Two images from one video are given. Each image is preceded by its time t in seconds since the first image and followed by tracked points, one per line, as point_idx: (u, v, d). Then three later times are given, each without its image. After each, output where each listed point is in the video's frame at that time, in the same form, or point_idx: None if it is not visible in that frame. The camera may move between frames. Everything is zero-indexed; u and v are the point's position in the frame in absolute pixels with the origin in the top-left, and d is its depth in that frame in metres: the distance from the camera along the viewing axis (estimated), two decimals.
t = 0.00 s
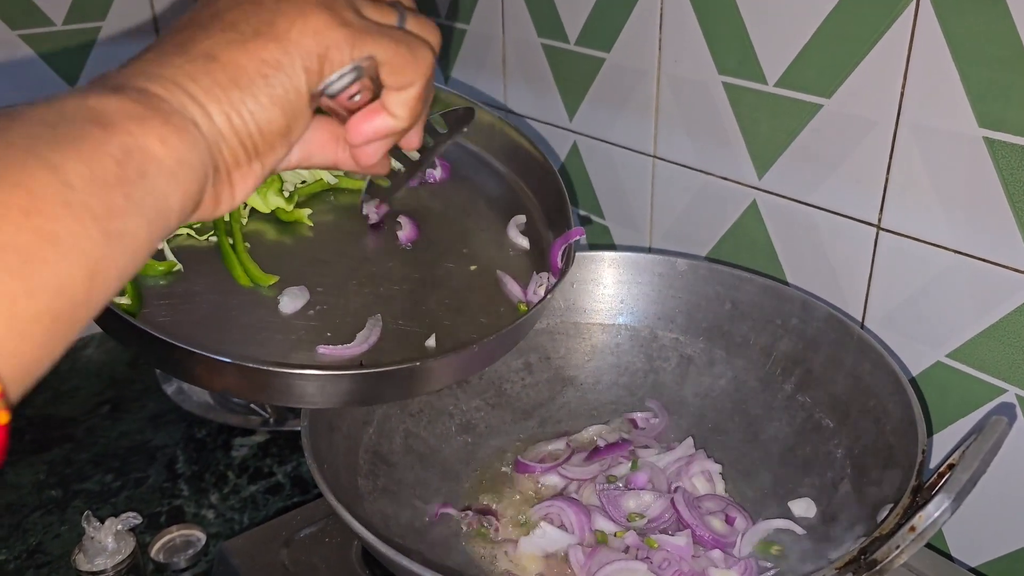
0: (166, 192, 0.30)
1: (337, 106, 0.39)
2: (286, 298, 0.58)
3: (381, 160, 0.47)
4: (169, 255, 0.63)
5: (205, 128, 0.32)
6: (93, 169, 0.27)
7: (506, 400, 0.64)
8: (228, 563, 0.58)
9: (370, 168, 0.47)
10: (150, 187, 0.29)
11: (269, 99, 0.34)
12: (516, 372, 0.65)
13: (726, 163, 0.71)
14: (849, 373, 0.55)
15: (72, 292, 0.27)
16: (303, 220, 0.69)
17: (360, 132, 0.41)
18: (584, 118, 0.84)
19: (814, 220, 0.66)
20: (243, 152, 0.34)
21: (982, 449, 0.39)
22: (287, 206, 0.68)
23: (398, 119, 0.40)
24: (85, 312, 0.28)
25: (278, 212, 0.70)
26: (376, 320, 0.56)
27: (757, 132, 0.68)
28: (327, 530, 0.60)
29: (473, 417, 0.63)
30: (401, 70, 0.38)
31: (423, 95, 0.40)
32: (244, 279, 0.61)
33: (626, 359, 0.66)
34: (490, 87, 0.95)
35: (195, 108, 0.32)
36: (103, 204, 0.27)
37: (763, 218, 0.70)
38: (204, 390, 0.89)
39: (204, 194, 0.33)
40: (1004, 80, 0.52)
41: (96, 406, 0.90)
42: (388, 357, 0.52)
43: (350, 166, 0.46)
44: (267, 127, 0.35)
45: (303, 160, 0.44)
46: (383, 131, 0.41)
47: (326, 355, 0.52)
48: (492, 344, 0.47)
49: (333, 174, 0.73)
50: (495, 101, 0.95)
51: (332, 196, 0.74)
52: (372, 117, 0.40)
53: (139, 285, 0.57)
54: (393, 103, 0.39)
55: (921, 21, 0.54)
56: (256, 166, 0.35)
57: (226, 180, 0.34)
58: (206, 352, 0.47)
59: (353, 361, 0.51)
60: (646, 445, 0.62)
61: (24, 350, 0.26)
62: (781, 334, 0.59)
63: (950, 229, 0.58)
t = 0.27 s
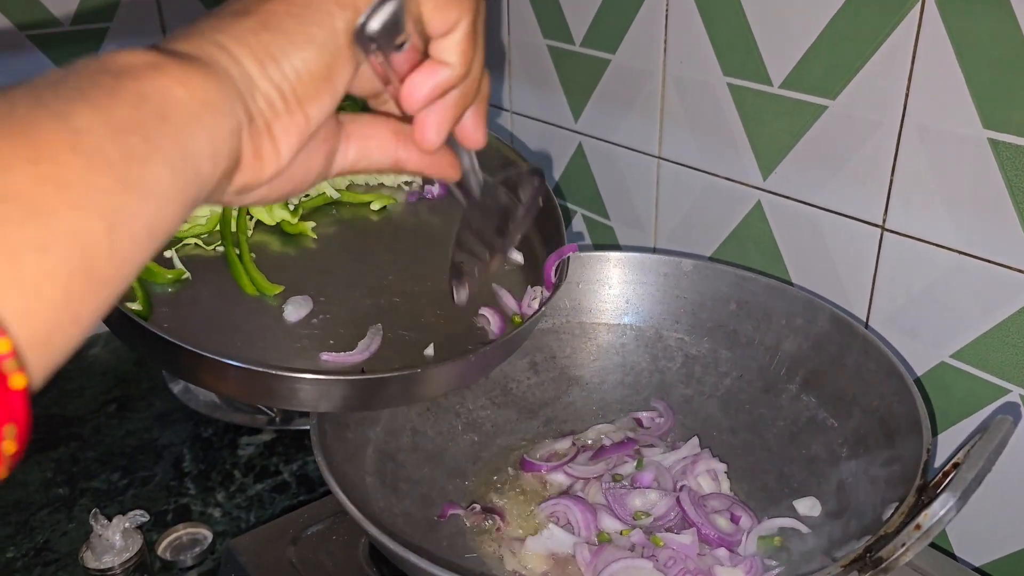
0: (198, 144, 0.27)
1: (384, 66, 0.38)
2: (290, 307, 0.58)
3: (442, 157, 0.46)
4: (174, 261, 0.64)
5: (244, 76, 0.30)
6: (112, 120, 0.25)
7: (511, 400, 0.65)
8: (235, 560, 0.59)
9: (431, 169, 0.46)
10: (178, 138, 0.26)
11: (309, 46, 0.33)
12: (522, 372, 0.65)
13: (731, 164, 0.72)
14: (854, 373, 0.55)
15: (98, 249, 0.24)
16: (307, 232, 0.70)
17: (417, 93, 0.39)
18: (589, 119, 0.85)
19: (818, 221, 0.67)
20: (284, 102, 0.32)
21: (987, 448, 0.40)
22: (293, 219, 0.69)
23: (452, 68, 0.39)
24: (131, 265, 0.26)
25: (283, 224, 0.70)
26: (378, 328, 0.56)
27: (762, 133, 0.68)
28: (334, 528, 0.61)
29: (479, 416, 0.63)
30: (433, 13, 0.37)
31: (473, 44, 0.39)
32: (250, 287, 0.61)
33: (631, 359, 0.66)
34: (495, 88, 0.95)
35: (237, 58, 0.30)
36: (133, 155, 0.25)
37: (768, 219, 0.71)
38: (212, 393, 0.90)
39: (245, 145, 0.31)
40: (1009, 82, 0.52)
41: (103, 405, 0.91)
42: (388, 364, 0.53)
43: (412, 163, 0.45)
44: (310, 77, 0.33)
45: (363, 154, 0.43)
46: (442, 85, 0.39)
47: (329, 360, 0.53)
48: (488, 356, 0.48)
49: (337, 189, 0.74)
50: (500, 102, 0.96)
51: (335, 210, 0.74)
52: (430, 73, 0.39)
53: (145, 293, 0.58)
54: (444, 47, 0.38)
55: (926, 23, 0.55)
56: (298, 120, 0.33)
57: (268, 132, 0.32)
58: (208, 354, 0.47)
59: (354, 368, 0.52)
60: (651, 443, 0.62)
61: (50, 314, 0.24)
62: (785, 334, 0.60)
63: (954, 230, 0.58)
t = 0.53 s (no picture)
0: (272, 69, 0.31)
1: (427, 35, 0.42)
2: (291, 306, 0.58)
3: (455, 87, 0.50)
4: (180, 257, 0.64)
5: (301, 13, 0.34)
6: (204, 40, 0.28)
7: (519, 398, 0.65)
8: (243, 558, 0.59)
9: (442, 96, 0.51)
10: (258, 60, 0.30)
11: None
12: (529, 371, 0.65)
13: (738, 163, 0.72)
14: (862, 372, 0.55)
15: (198, 149, 0.27)
16: (315, 226, 0.70)
17: (442, 36, 0.41)
18: (595, 118, 0.85)
19: (826, 220, 0.67)
20: (335, 39, 0.36)
21: (998, 446, 0.40)
22: (301, 213, 0.70)
23: (478, 19, 0.40)
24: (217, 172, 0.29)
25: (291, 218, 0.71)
26: (382, 329, 0.56)
27: (769, 132, 0.68)
28: (341, 526, 0.61)
29: (486, 415, 0.63)
30: None
31: None
32: (252, 285, 0.61)
33: (639, 357, 0.66)
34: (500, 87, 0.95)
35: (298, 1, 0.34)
36: (223, 72, 0.28)
37: (775, 218, 0.71)
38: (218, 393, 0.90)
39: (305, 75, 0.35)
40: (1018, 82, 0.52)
41: (107, 403, 0.91)
42: (388, 369, 0.52)
43: (431, 92, 0.49)
44: (358, 18, 0.37)
45: (386, 83, 0.47)
46: (466, 34, 0.41)
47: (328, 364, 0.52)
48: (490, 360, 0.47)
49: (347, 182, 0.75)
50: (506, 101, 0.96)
51: (347, 201, 0.75)
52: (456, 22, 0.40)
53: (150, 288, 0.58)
54: None
55: (934, 22, 0.55)
56: (348, 57, 0.38)
57: (324, 69, 0.37)
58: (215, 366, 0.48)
59: (356, 371, 0.51)
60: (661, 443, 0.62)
61: (166, 200, 0.27)
62: (793, 333, 0.60)
63: (962, 229, 0.58)
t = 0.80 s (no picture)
0: (246, 72, 0.29)
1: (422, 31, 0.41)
2: (307, 297, 0.59)
3: (484, 126, 0.47)
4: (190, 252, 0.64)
5: (282, 20, 0.32)
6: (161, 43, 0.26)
7: (523, 398, 0.65)
8: (246, 559, 0.59)
9: (470, 137, 0.47)
10: (232, 64, 0.28)
11: None
12: (533, 371, 0.66)
13: (741, 164, 0.72)
14: (866, 373, 0.55)
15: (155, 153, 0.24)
16: (322, 217, 0.70)
17: (451, 55, 0.39)
18: (598, 119, 0.85)
19: (829, 221, 0.67)
20: (323, 47, 0.34)
21: (1003, 448, 0.40)
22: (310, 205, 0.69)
23: (485, 28, 0.38)
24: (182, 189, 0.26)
25: (299, 211, 0.71)
26: (395, 317, 0.56)
27: (772, 132, 0.68)
28: (344, 527, 0.61)
29: (490, 415, 0.63)
30: None
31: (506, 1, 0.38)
32: (267, 279, 0.61)
33: (643, 359, 0.66)
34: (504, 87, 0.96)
35: (274, 6, 0.33)
36: (188, 71, 0.26)
37: (778, 219, 0.71)
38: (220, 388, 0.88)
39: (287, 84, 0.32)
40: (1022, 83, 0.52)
41: (110, 403, 0.91)
42: (408, 356, 0.52)
43: (455, 134, 0.46)
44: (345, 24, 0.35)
45: (404, 124, 0.45)
46: (476, 47, 0.39)
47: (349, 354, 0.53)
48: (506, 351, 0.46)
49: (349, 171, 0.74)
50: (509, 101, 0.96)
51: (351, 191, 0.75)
52: (463, 35, 0.39)
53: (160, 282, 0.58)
54: (475, 8, 0.38)
55: (939, 22, 0.55)
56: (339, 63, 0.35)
57: (311, 77, 0.34)
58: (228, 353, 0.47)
59: (375, 360, 0.52)
60: (663, 442, 0.62)
61: (118, 205, 0.24)
62: (797, 333, 0.60)
63: (966, 229, 0.58)
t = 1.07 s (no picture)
0: (107, 58, 0.30)
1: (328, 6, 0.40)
2: (315, 306, 0.58)
3: (423, 98, 0.44)
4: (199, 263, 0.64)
5: None
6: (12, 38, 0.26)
7: (523, 400, 0.65)
8: (247, 561, 0.59)
9: (413, 118, 0.44)
10: (90, 47, 0.29)
11: None
12: (533, 374, 0.65)
13: (742, 166, 0.72)
14: (866, 376, 0.55)
15: None
16: (330, 229, 0.69)
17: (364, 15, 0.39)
18: (598, 121, 0.85)
19: (829, 223, 0.67)
20: (202, 22, 0.34)
21: (1002, 451, 0.40)
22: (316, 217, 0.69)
23: None
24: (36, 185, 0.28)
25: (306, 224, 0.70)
26: (402, 328, 0.56)
27: (772, 134, 0.68)
28: (344, 529, 0.61)
29: (490, 418, 0.63)
30: None
31: None
32: (274, 288, 0.61)
33: (643, 361, 0.66)
34: (505, 90, 0.96)
35: None
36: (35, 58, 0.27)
37: (778, 221, 0.71)
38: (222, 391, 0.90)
39: (163, 68, 0.33)
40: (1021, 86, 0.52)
41: (112, 405, 0.91)
42: (412, 365, 0.52)
43: (392, 117, 0.44)
44: None
45: (335, 119, 0.44)
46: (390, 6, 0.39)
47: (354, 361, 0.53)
48: (515, 357, 0.48)
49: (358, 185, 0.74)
50: (510, 103, 0.96)
51: (357, 205, 0.74)
52: None
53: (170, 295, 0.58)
54: None
55: (939, 25, 0.55)
56: (222, 40, 0.35)
57: (188, 54, 0.34)
58: (236, 359, 0.47)
59: (380, 370, 0.52)
60: (663, 446, 0.63)
61: None
62: (797, 336, 0.60)
63: (966, 232, 0.58)
